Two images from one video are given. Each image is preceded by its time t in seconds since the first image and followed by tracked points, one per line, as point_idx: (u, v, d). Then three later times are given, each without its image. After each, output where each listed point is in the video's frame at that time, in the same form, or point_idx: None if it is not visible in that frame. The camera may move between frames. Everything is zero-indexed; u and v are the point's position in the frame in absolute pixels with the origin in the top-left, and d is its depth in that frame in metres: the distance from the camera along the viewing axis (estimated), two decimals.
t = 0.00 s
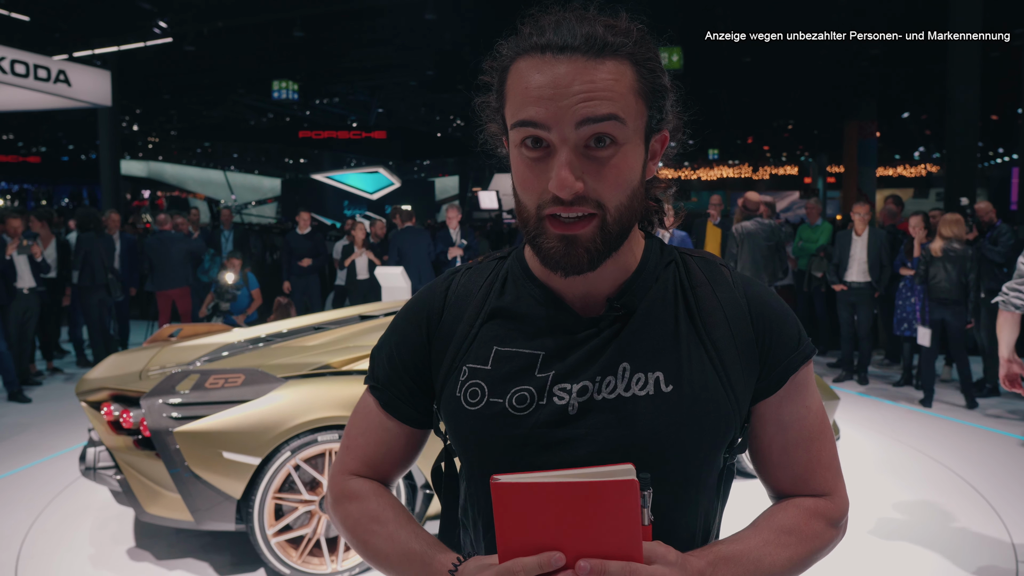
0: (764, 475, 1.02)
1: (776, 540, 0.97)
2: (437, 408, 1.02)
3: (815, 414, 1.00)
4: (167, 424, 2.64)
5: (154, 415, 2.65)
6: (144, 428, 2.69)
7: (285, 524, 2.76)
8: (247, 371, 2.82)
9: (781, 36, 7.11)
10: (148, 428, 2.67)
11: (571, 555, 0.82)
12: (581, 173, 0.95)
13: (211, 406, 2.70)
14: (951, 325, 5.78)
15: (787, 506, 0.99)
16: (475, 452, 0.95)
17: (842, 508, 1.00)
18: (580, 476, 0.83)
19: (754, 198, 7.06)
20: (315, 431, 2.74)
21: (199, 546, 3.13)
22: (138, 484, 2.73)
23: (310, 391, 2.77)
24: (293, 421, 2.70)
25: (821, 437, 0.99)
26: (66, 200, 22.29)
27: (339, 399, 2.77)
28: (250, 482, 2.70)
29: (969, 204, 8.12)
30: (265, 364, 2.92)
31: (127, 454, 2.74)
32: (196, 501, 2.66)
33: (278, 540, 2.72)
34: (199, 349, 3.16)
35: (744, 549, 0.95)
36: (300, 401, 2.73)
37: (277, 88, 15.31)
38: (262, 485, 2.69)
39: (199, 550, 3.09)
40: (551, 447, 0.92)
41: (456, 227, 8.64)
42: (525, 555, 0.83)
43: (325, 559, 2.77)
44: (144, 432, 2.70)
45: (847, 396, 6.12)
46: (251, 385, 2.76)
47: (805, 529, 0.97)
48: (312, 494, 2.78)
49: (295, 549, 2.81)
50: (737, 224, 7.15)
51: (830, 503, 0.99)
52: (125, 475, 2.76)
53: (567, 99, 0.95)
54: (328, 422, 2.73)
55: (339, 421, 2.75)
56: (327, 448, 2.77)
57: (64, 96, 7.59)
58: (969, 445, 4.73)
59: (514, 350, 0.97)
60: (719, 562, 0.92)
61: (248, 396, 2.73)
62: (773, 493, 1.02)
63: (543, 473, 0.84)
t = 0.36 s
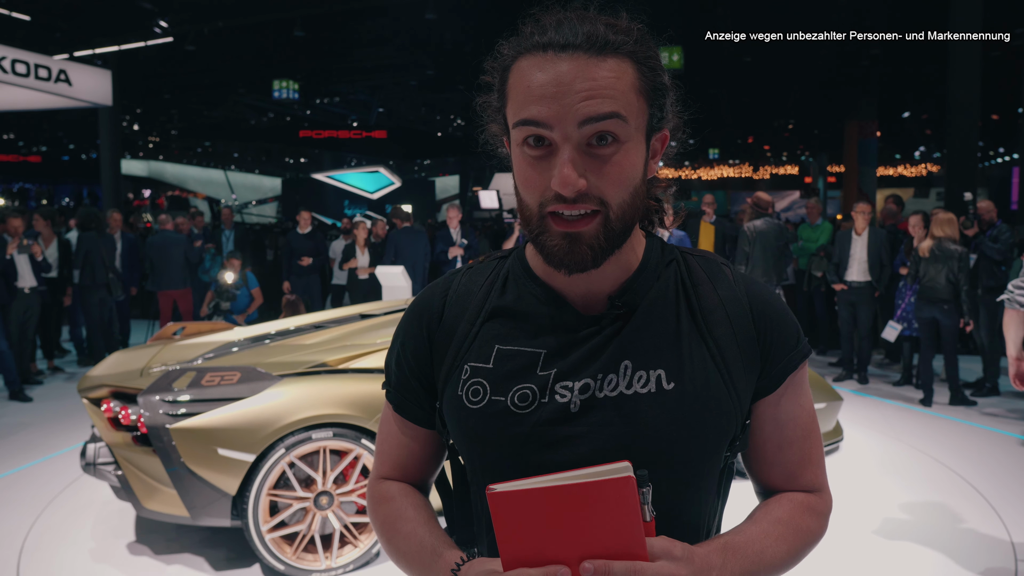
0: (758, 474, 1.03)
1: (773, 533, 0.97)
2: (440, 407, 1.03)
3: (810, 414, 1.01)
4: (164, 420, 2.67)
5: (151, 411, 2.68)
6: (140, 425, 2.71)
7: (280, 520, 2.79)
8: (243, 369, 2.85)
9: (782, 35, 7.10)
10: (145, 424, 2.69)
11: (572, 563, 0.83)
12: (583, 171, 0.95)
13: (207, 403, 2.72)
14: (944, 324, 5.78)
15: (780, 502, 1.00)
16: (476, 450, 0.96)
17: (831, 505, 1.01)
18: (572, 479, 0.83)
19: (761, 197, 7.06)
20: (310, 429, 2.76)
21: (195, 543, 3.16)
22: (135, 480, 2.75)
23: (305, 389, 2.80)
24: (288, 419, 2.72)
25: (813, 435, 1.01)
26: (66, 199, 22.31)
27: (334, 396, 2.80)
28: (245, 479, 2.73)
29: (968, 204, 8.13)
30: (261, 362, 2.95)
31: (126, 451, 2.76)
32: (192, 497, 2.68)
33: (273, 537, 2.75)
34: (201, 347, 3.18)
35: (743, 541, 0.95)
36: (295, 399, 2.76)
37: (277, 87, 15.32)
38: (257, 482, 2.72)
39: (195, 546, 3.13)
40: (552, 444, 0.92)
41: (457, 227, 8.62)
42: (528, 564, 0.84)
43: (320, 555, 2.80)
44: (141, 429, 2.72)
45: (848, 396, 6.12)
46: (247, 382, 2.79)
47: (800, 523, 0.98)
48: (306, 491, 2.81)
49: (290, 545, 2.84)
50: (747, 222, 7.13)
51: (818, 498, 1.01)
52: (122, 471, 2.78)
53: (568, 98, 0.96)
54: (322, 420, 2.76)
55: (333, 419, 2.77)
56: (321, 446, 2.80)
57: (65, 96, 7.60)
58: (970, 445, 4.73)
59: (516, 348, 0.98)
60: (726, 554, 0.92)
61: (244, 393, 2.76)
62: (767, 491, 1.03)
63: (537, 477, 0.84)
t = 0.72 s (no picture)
0: (756, 474, 1.04)
1: (772, 532, 0.98)
2: (441, 408, 1.03)
3: (807, 415, 1.02)
4: (159, 419, 2.71)
5: (147, 409, 2.72)
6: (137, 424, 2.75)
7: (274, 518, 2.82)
8: (239, 368, 2.87)
9: (781, 36, 7.10)
10: (141, 423, 2.73)
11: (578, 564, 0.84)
12: (585, 167, 0.95)
13: (202, 402, 2.75)
14: (941, 324, 5.80)
15: (779, 500, 1.01)
16: (477, 449, 0.96)
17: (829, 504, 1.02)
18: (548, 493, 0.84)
19: (760, 198, 7.06)
20: (304, 428, 2.79)
21: (191, 538, 3.19)
22: (134, 477, 2.79)
23: (300, 388, 2.82)
24: (282, 418, 2.75)
25: (809, 435, 1.02)
26: (66, 200, 22.32)
27: (328, 396, 2.82)
28: (240, 477, 2.76)
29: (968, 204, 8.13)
30: (256, 362, 2.97)
31: (124, 449, 2.79)
32: (187, 495, 2.72)
33: (267, 535, 2.78)
34: (202, 346, 3.20)
35: (743, 540, 0.96)
36: (290, 398, 2.78)
37: (277, 88, 15.34)
38: (251, 480, 2.75)
39: (191, 542, 3.16)
40: (554, 443, 0.93)
41: (456, 227, 8.61)
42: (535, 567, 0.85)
43: (314, 553, 2.82)
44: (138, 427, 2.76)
45: (847, 396, 6.13)
46: (242, 382, 2.82)
47: (800, 521, 0.99)
48: (301, 490, 2.83)
49: (284, 543, 2.86)
50: (746, 223, 7.14)
51: (817, 496, 1.02)
52: (121, 468, 2.82)
53: (570, 95, 0.97)
54: (317, 419, 2.78)
55: (326, 418, 2.79)
56: (315, 445, 2.81)
57: (64, 96, 7.61)
58: (970, 446, 4.73)
59: (517, 348, 0.99)
60: (729, 554, 0.93)
61: (239, 392, 2.78)
62: (764, 490, 1.04)
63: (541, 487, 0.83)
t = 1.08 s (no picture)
0: (754, 470, 1.05)
1: (772, 523, 0.98)
2: (444, 404, 1.05)
3: (802, 413, 1.03)
4: (157, 416, 2.74)
5: (145, 407, 2.75)
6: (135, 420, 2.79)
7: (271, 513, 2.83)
8: (237, 366, 2.90)
9: (782, 35, 7.10)
10: (139, 419, 2.77)
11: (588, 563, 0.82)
12: (584, 155, 0.97)
13: (200, 399, 2.79)
14: (942, 324, 5.80)
15: (775, 494, 1.02)
16: (478, 444, 0.97)
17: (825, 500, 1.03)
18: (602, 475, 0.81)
19: (760, 198, 7.07)
20: (300, 425, 2.80)
21: (189, 533, 3.21)
22: (134, 472, 2.83)
23: (297, 385, 2.84)
24: (278, 415, 2.77)
25: (805, 433, 1.03)
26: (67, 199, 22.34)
27: (324, 393, 2.83)
28: (237, 473, 2.78)
29: (969, 205, 8.14)
30: (253, 360, 3.00)
31: (125, 444, 2.83)
32: (185, 491, 2.75)
33: (264, 530, 2.79)
34: (204, 344, 3.23)
35: (747, 531, 0.96)
36: (286, 395, 2.81)
37: (277, 88, 15.35)
38: (248, 476, 2.77)
39: (189, 536, 3.18)
40: (556, 439, 0.94)
41: (456, 227, 8.62)
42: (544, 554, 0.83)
43: (309, 549, 2.83)
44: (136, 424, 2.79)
45: (847, 396, 6.13)
46: (240, 378, 2.84)
47: (795, 515, 0.99)
48: (297, 486, 2.85)
49: (281, 538, 2.88)
50: (745, 222, 7.15)
51: (812, 493, 1.02)
52: (122, 463, 2.86)
53: (570, 85, 0.98)
54: (313, 416, 2.80)
55: (322, 415, 2.80)
56: (311, 442, 2.83)
57: (65, 96, 7.62)
58: (971, 445, 4.72)
59: (518, 345, 1.00)
60: (731, 545, 0.93)
61: (237, 390, 2.81)
62: (762, 485, 1.05)
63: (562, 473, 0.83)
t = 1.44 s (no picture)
0: (749, 468, 1.07)
1: (773, 518, 0.99)
2: (444, 404, 1.06)
3: (792, 410, 1.05)
4: (151, 414, 2.79)
5: (141, 404, 2.81)
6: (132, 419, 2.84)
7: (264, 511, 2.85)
8: (232, 365, 2.93)
9: (781, 36, 7.10)
10: (136, 417, 2.82)
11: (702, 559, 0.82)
12: (577, 153, 0.98)
13: (195, 398, 2.82)
14: (938, 324, 5.82)
15: (773, 490, 1.03)
16: (479, 441, 0.99)
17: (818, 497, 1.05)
18: None
19: (758, 198, 7.11)
20: (293, 424, 2.82)
21: (184, 531, 3.23)
22: (130, 469, 2.87)
23: (290, 384, 2.87)
24: (272, 414, 2.78)
25: (796, 431, 1.05)
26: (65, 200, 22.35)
27: (317, 393, 2.84)
28: (231, 470, 2.80)
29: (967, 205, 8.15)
30: (247, 359, 3.02)
31: (121, 442, 2.88)
32: (179, 488, 2.78)
33: (257, 528, 2.81)
34: (204, 344, 3.24)
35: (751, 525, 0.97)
36: (280, 394, 2.82)
37: (276, 88, 15.37)
38: (241, 475, 2.79)
39: (184, 534, 3.20)
40: (555, 439, 0.96)
41: (455, 227, 8.63)
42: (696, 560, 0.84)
43: (302, 547, 2.85)
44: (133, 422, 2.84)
45: (844, 396, 6.16)
46: (235, 378, 2.88)
47: (791, 512, 1.01)
48: (291, 485, 2.86)
49: (274, 536, 2.90)
50: (743, 223, 7.18)
51: (805, 490, 1.05)
52: (119, 460, 2.90)
53: (561, 88, 0.99)
54: (306, 415, 2.81)
55: (315, 414, 2.81)
56: (304, 441, 2.84)
57: (64, 96, 7.62)
58: (967, 445, 4.75)
59: (515, 345, 1.01)
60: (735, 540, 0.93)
61: (231, 388, 2.85)
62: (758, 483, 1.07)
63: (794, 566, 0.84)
